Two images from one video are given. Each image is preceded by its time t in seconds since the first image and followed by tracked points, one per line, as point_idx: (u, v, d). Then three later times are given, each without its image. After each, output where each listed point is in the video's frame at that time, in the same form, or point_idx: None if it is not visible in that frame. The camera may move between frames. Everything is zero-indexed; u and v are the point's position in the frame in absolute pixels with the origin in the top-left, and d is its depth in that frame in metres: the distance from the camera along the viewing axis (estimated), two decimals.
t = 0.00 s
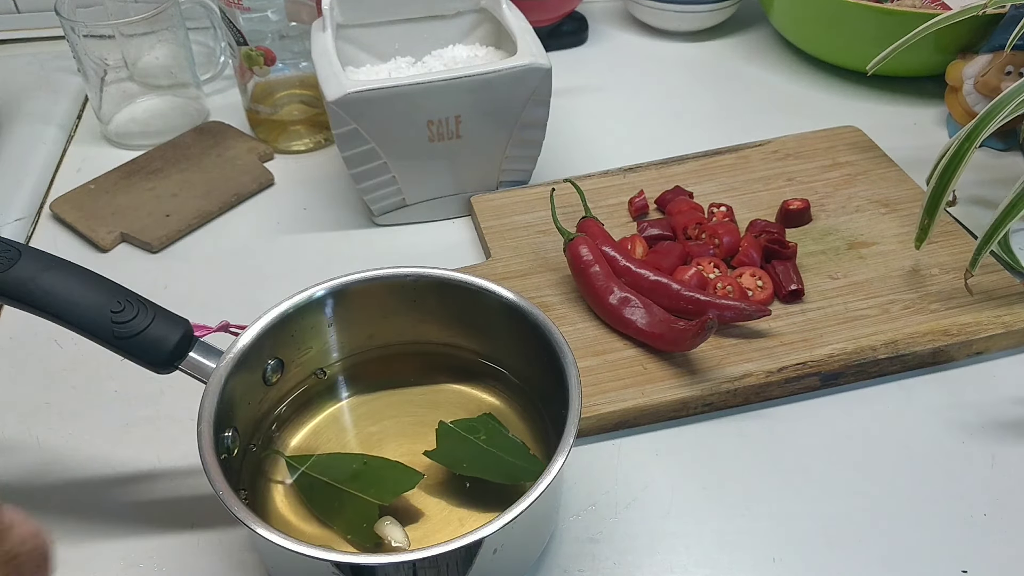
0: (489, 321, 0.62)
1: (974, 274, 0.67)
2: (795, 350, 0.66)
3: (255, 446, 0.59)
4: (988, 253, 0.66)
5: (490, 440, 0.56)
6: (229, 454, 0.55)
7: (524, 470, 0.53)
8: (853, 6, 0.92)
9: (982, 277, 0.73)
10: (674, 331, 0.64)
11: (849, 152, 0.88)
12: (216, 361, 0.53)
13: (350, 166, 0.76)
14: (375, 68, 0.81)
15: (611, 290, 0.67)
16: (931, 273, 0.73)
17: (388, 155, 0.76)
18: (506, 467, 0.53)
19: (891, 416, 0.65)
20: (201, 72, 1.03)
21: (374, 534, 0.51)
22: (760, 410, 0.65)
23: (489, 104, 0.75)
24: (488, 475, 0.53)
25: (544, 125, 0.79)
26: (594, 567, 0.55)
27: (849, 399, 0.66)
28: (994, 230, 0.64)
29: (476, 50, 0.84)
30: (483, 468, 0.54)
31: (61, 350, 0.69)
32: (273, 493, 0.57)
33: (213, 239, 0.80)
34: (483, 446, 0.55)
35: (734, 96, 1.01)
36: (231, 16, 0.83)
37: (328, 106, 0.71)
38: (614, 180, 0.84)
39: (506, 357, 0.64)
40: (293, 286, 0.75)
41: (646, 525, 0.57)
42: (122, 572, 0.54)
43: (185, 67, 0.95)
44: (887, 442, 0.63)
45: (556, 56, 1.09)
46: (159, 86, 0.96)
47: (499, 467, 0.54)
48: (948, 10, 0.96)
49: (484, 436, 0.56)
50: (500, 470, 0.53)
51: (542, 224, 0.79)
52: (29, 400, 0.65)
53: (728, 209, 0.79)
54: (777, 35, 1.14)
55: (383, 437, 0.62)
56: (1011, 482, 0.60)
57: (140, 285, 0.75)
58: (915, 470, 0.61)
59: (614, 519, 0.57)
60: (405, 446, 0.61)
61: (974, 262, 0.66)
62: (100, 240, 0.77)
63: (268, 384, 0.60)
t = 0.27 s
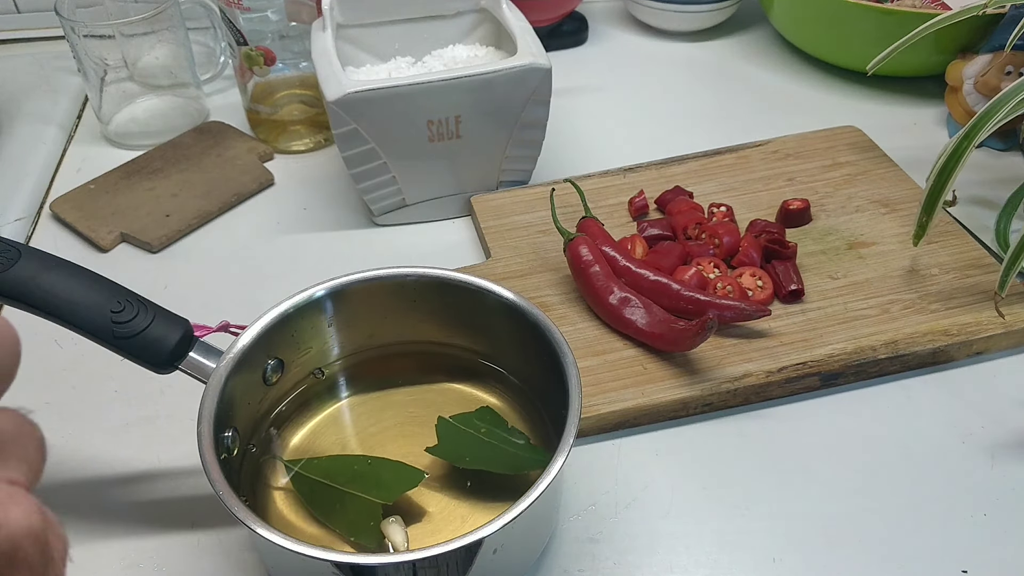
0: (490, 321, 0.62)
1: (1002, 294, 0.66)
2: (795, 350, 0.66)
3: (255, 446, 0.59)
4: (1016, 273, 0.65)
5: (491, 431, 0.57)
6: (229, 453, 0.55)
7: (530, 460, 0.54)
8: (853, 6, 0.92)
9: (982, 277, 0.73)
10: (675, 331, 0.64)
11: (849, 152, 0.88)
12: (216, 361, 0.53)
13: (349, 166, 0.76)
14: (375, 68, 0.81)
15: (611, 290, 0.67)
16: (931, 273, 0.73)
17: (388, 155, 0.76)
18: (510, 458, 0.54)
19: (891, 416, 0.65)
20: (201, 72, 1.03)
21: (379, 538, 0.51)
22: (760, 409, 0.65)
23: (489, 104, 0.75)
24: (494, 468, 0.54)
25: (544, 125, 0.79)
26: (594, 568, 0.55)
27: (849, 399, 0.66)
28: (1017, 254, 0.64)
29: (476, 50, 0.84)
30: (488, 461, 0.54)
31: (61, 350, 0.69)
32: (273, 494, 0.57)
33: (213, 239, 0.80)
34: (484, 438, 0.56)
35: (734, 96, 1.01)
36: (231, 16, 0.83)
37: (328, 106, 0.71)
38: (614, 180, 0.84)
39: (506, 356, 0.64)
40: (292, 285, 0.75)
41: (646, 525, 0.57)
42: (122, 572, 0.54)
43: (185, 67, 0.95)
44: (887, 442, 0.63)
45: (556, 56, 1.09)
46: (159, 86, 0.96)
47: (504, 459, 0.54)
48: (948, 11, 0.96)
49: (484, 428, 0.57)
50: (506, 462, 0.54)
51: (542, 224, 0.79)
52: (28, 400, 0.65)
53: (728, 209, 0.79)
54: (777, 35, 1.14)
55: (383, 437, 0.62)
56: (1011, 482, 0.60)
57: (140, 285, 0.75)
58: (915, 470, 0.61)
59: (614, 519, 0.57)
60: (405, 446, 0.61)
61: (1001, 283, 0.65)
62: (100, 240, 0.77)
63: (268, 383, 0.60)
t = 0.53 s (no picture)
0: (489, 321, 0.62)
1: (985, 281, 0.67)
2: (795, 350, 0.66)
3: (255, 446, 0.60)
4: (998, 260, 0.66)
5: (489, 424, 0.57)
6: (229, 453, 0.55)
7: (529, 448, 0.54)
8: (853, 7, 0.92)
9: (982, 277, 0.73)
10: (675, 331, 0.64)
11: (849, 152, 0.88)
12: (216, 361, 0.53)
13: (350, 166, 0.76)
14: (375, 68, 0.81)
15: (612, 290, 0.67)
16: (931, 273, 0.73)
17: (388, 155, 0.76)
18: (508, 449, 0.55)
19: (891, 416, 0.65)
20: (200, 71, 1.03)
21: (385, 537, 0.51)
22: (760, 409, 0.65)
23: (489, 104, 0.75)
24: (497, 459, 0.54)
25: (545, 125, 0.79)
26: (594, 567, 0.55)
27: (849, 399, 0.66)
28: (1007, 236, 0.64)
29: (476, 50, 0.84)
30: (488, 454, 0.55)
31: (61, 351, 0.69)
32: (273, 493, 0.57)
33: (213, 239, 0.80)
34: (484, 431, 0.56)
35: (734, 96, 1.01)
36: (231, 16, 0.83)
37: (328, 106, 0.71)
38: (614, 180, 0.84)
39: (506, 356, 0.64)
40: (293, 285, 0.75)
41: (646, 525, 0.57)
42: (122, 572, 0.54)
43: (185, 67, 0.95)
44: (887, 442, 0.63)
45: (556, 56, 1.09)
46: (159, 86, 0.96)
47: (503, 449, 0.55)
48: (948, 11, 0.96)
49: (482, 423, 0.57)
50: (506, 453, 0.55)
51: (542, 224, 0.79)
52: (29, 400, 0.65)
53: (728, 209, 0.79)
54: (777, 35, 1.14)
55: (383, 437, 0.62)
56: (1012, 483, 0.60)
57: (140, 285, 0.75)
58: (915, 470, 0.61)
59: (614, 519, 0.57)
60: (404, 446, 0.61)
61: (985, 271, 0.66)
62: (100, 240, 0.77)
63: (268, 383, 0.60)
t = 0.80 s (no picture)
0: (490, 321, 0.62)
1: (988, 282, 0.67)
2: (795, 350, 0.66)
3: (255, 446, 0.60)
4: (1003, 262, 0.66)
5: (487, 417, 0.57)
6: (229, 453, 0.55)
7: (526, 436, 0.55)
8: (853, 7, 0.92)
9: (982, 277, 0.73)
10: (675, 331, 0.64)
11: (849, 152, 0.88)
12: (216, 361, 0.53)
13: (350, 166, 0.76)
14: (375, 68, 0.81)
15: (612, 290, 0.67)
16: (931, 273, 0.73)
17: (389, 155, 0.76)
18: (507, 438, 0.55)
19: (891, 416, 0.65)
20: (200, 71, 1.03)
21: (390, 535, 0.51)
22: (760, 409, 0.65)
23: (489, 104, 0.75)
24: (499, 451, 0.55)
25: (545, 126, 0.79)
26: (594, 568, 0.55)
27: (849, 399, 0.66)
28: (1010, 237, 0.64)
29: (476, 50, 0.84)
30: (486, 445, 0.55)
31: (61, 351, 0.69)
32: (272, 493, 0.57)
33: (213, 239, 0.80)
34: (482, 425, 0.56)
35: (734, 96, 1.01)
36: (231, 16, 0.83)
37: (328, 106, 0.71)
38: (614, 180, 0.84)
39: (505, 356, 0.64)
40: (292, 285, 0.75)
41: (646, 525, 0.57)
42: (122, 572, 0.54)
43: (185, 67, 0.95)
44: (886, 442, 0.63)
45: (556, 56, 1.09)
46: (159, 86, 0.96)
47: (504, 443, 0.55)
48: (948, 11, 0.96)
49: (478, 417, 0.57)
50: (504, 441, 0.55)
51: (542, 224, 0.79)
52: (29, 400, 0.65)
53: (728, 209, 0.79)
54: (777, 35, 1.14)
55: (383, 437, 0.62)
56: (1012, 482, 0.60)
57: (140, 285, 0.75)
58: (915, 470, 0.61)
59: (614, 519, 0.57)
60: (404, 446, 0.61)
61: (988, 273, 0.65)
62: (100, 240, 0.77)
63: (268, 383, 0.60)
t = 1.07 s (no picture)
0: (490, 322, 0.62)
1: (997, 288, 0.67)
2: (795, 350, 0.66)
3: (255, 447, 0.59)
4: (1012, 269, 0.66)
5: (483, 411, 0.58)
6: (229, 453, 0.55)
7: (529, 427, 0.56)
8: (853, 7, 0.92)
9: (982, 277, 0.73)
10: (675, 331, 0.64)
11: (849, 152, 0.88)
12: (216, 361, 0.53)
13: (350, 166, 0.76)
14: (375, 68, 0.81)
15: (611, 290, 0.67)
16: (931, 273, 0.73)
17: (389, 155, 0.76)
18: (510, 430, 0.56)
19: (891, 416, 0.65)
20: (200, 72, 1.03)
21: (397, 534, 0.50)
22: (760, 410, 0.66)
23: (489, 104, 0.75)
24: (502, 444, 0.55)
25: (545, 125, 0.79)
26: (594, 568, 0.55)
27: (849, 399, 0.66)
28: (1017, 247, 0.64)
29: (476, 50, 0.84)
30: (488, 437, 0.56)
31: (61, 351, 0.69)
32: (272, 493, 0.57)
33: (213, 239, 0.80)
34: (479, 419, 0.57)
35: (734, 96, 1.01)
36: (231, 16, 0.83)
37: (328, 106, 0.71)
38: (614, 180, 0.84)
39: (505, 356, 0.64)
40: (293, 285, 0.75)
41: (645, 524, 0.57)
42: (122, 572, 0.54)
43: (185, 67, 0.95)
44: (886, 442, 0.63)
45: (556, 56, 1.09)
46: (159, 86, 0.96)
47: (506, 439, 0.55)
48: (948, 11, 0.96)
49: (476, 411, 0.58)
50: (507, 433, 0.56)
51: (542, 224, 0.79)
52: (29, 400, 0.65)
53: (728, 209, 0.79)
54: (777, 35, 1.14)
55: (383, 437, 0.61)
56: (1012, 482, 0.60)
57: (140, 285, 0.75)
58: (915, 470, 0.61)
59: (614, 519, 0.57)
60: (404, 446, 0.61)
61: (997, 280, 0.66)
62: (100, 240, 0.77)
63: (268, 384, 0.60)
